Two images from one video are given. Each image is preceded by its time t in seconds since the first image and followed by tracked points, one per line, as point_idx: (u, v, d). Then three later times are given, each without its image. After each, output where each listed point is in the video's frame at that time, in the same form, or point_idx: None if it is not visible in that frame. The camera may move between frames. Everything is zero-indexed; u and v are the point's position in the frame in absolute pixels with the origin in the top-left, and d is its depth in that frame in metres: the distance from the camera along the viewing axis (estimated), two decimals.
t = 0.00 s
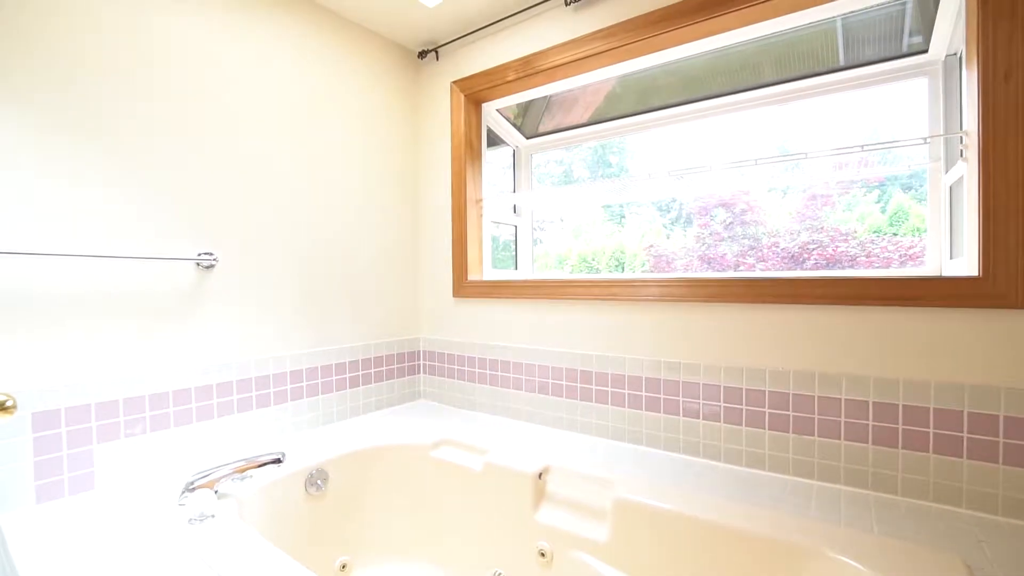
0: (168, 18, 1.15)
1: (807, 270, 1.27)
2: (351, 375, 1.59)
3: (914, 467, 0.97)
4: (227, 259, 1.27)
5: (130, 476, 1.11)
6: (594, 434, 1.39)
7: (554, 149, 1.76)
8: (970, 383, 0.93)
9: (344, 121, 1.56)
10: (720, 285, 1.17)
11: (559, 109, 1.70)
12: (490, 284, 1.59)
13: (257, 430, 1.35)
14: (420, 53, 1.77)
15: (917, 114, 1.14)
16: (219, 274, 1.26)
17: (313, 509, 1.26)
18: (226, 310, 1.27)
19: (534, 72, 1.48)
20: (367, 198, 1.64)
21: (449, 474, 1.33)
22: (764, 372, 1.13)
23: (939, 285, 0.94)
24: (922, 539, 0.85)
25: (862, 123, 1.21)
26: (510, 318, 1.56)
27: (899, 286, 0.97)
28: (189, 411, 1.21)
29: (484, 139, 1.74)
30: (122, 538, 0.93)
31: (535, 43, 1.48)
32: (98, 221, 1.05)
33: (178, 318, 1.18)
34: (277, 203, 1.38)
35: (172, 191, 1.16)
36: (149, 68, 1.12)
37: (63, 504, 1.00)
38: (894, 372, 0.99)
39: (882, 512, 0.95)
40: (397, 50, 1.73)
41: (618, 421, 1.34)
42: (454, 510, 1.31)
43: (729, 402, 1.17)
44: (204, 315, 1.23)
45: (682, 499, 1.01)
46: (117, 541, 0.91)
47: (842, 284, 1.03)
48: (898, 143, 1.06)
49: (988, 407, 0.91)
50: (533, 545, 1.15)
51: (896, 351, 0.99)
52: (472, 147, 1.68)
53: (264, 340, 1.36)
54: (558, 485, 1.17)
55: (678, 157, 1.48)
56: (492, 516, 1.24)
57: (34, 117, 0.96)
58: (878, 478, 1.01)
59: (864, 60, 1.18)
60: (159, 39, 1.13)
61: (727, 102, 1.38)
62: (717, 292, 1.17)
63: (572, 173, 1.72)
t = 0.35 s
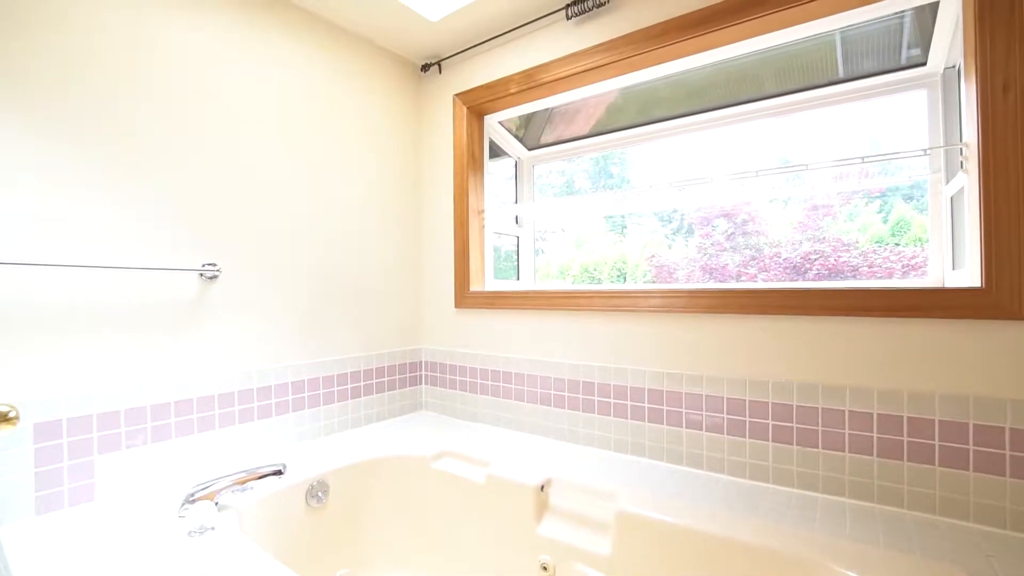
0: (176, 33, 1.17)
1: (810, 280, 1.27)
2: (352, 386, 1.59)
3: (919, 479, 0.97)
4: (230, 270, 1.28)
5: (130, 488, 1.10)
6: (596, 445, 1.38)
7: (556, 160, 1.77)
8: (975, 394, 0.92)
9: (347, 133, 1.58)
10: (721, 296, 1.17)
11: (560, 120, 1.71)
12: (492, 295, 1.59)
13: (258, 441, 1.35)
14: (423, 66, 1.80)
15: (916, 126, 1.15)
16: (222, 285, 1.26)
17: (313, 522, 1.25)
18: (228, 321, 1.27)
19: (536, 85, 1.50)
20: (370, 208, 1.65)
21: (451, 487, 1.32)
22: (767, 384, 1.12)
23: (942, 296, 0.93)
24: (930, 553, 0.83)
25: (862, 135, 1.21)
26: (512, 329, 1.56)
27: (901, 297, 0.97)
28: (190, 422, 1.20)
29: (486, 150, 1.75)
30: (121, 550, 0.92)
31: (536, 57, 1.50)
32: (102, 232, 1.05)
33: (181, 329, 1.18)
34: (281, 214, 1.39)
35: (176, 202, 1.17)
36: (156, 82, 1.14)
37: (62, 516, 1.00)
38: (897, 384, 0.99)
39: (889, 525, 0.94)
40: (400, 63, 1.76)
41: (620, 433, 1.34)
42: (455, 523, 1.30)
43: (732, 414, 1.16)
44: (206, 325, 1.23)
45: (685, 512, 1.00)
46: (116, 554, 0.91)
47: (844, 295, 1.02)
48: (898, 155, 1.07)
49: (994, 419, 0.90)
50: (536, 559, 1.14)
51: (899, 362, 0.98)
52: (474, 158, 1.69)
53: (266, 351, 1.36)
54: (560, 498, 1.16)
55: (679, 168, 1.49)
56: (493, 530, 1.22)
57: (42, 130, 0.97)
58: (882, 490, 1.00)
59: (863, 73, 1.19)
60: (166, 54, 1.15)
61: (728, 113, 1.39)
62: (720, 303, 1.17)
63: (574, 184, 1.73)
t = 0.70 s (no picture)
0: (182, 46, 1.19)
1: (812, 290, 1.26)
2: (354, 395, 1.59)
3: (925, 491, 0.96)
4: (234, 281, 1.29)
5: (131, 498, 1.10)
6: (599, 457, 1.37)
7: (558, 170, 1.78)
8: (980, 405, 0.91)
9: (350, 144, 1.59)
10: (723, 307, 1.17)
11: (562, 130, 1.72)
12: (494, 306, 1.60)
13: (260, 452, 1.34)
14: (425, 78, 1.82)
15: (916, 137, 1.16)
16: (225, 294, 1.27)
17: (314, 533, 1.24)
18: (231, 331, 1.28)
19: (537, 96, 1.51)
20: (373, 218, 1.66)
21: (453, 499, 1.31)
22: (771, 394, 1.12)
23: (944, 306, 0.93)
24: (938, 567, 0.82)
25: (863, 146, 1.22)
26: (514, 339, 1.56)
27: (903, 308, 0.97)
28: (191, 432, 1.20)
29: (488, 161, 1.76)
30: (120, 561, 0.91)
31: (538, 69, 1.52)
32: (108, 242, 1.07)
33: (183, 338, 1.19)
34: (284, 224, 1.40)
35: (180, 213, 1.18)
36: (163, 95, 1.16)
37: (62, 527, 0.99)
38: (901, 395, 0.98)
39: (895, 538, 0.92)
40: (403, 76, 1.78)
41: (623, 444, 1.33)
42: (456, 536, 1.29)
43: (735, 425, 1.16)
44: (209, 334, 1.23)
45: (688, 524, 0.99)
46: (115, 564, 0.90)
47: (845, 305, 1.03)
48: (899, 166, 1.07)
49: (1000, 430, 0.90)
50: (537, 571, 1.13)
51: (903, 373, 0.98)
52: (477, 169, 1.70)
53: (269, 361, 1.37)
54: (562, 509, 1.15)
55: (681, 179, 1.49)
56: (494, 542, 1.21)
57: (50, 142, 0.99)
58: (888, 502, 0.99)
59: (863, 84, 1.20)
60: (173, 68, 1.18)
61: (729, 124, 1.40)
62: (721, 313, 1.17)
63: (575, 193, 1.74)
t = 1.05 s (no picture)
0: (189, 61, 1.22)
1: (815, 300, 1.26)
2: (357, 405, 1.58)
3: (932, 504, 0.95)
4: (237, 291, 1.29)
5: (131, 510, 1.09)
6: (602, 469, 1.36)
7: (559, 181, 1.79)
8: (986, 417, 0.91)
9: (354, 156, 1.61)
10: (725, 317, 1.17)
11: (563, 142, 1.74)
12: (496, 317, 1.60)
13: (261, 463, 1.34)
14: (428, 91, 1.84)
15: (917, 147, 1.16)
16: (228, 305, 1.28)
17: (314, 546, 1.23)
18: (233, 341, 1.28)
19: (539, 108, 1.53)
20: (376, 229, 1.67)
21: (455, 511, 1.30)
22: (775, 406, 1.11)
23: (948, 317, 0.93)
24: None
25: (864, 156, 1.22)
26: (516, 349, 1.56)
27: (906, 318, 0.97)
28: (192, 443, 1.20)
29: (490, 172, 1.77)
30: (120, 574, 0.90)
31: (540, 82, 1.53)
32: (112, 254, 1.08)
33: (186, 349, 1.19)
34: (287, 235, 1.41)
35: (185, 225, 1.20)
36: (170, 112, 1.18)
37: (61, 538, 0.99)
38: (906, 407, 0.97)
39: (903, 553, 0.91)
40: (406, 88, 1.80)
41: (626, 456, 1.32)
42: (458, 549, 1.27)
43: (739, 438, 1.15)
44: (211, 345, 1.24)
45: (693, 538, 0.98)
46: None
47: (847, 316, 1.02)
48: (900, 177, 1.08)
49: (1007, 442, 0.89)
50: None
51: (907, 384, 0.97)
52: (479, 180, 1.72)
53: (271, 371, 1.37)
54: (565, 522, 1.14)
55: (682, 189, 1.50)
56: (497, 556, 1.20)
57: (58, 156, 1.01)
58: (896, 515, 0.98)
59: (863, 95, 1.21)
60: (180, 83, 1.20)
61: (729, 135, 1.41)
62: (723, 324, 1.17)
63: (577, 204, 1.75)
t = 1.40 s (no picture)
0: (194, 75, 1.24)
1: (817, 309, 1.26)
2: (358, 415, 1.58)
3: (938, 516, 0.94)
4: (239, 301, 1.30)
5: (130, 520, 1.09)
6: (603, 480, 1.35)
7: (561, 190, 1.80)
8: (991, 427, 0.90)
9: (356, 166, 1.62)
10: (726, 327, 1.17)
11: (565, 151, 1.75)
12: (497, 326, 1.60)
13: (260, 473, 1.33)
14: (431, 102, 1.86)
15: (917, 157, 1.16)
16: (230, 314, 1.28)
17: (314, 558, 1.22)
18: (234, 350, 1.28)
19: (540, 119, 1.54)
20: (377, 238, 1.68)
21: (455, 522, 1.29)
22: (777, 416, 1.10)
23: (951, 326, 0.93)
24: None
25: (864, 166, 1.23)
26: (517, 358, 1.56)
27: (908, 328, 0.96)
28: (192, 452, 1.19)
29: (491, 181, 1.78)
30: None
31: (542, 93, 1.54)
32: (115, 263, 1.08)
33: (187, 358, 1.19)
34: (289, 244, 1.42)
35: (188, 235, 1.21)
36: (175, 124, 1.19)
37: (60, 549, 0.98)
38: (909, 417, 0.97)
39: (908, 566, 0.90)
40: (408, 99, 1.82)
41: (628, 467, 1.31)
42: (458, 560, 1.26)
43: (742, 448, 1.14)
44: (212, 354, 1.24)
45: (696, 550, 0.97)
46: None
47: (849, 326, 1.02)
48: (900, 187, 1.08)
49: (1012, 453, 0.88)
50: None
51: (911, 394, 0.97)
52: (480, 190, 1.73)
53: (272, 381, 1.37)
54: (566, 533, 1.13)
55: (683, 199, 1.51)
56: (498, 568, 1.19)
57: (63, 167, 1.02)
58: (900, 527, 0.97)
59: (863, 106, 1.22)
60: (185, 95, 1.22)
61: (729, 145, 1.42)
62: (725, 334, 1.17)
63: (578, 213, 1.75)
